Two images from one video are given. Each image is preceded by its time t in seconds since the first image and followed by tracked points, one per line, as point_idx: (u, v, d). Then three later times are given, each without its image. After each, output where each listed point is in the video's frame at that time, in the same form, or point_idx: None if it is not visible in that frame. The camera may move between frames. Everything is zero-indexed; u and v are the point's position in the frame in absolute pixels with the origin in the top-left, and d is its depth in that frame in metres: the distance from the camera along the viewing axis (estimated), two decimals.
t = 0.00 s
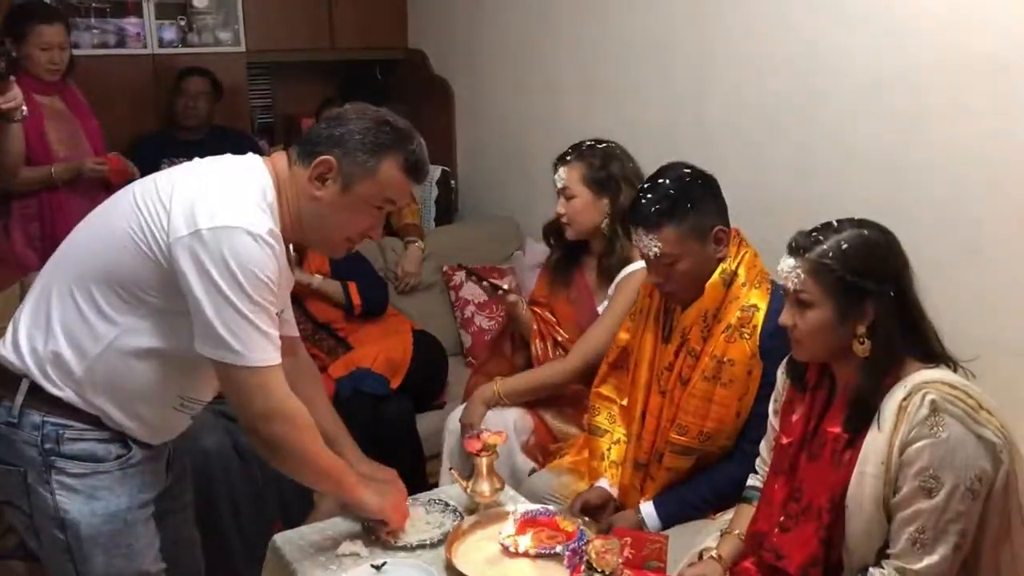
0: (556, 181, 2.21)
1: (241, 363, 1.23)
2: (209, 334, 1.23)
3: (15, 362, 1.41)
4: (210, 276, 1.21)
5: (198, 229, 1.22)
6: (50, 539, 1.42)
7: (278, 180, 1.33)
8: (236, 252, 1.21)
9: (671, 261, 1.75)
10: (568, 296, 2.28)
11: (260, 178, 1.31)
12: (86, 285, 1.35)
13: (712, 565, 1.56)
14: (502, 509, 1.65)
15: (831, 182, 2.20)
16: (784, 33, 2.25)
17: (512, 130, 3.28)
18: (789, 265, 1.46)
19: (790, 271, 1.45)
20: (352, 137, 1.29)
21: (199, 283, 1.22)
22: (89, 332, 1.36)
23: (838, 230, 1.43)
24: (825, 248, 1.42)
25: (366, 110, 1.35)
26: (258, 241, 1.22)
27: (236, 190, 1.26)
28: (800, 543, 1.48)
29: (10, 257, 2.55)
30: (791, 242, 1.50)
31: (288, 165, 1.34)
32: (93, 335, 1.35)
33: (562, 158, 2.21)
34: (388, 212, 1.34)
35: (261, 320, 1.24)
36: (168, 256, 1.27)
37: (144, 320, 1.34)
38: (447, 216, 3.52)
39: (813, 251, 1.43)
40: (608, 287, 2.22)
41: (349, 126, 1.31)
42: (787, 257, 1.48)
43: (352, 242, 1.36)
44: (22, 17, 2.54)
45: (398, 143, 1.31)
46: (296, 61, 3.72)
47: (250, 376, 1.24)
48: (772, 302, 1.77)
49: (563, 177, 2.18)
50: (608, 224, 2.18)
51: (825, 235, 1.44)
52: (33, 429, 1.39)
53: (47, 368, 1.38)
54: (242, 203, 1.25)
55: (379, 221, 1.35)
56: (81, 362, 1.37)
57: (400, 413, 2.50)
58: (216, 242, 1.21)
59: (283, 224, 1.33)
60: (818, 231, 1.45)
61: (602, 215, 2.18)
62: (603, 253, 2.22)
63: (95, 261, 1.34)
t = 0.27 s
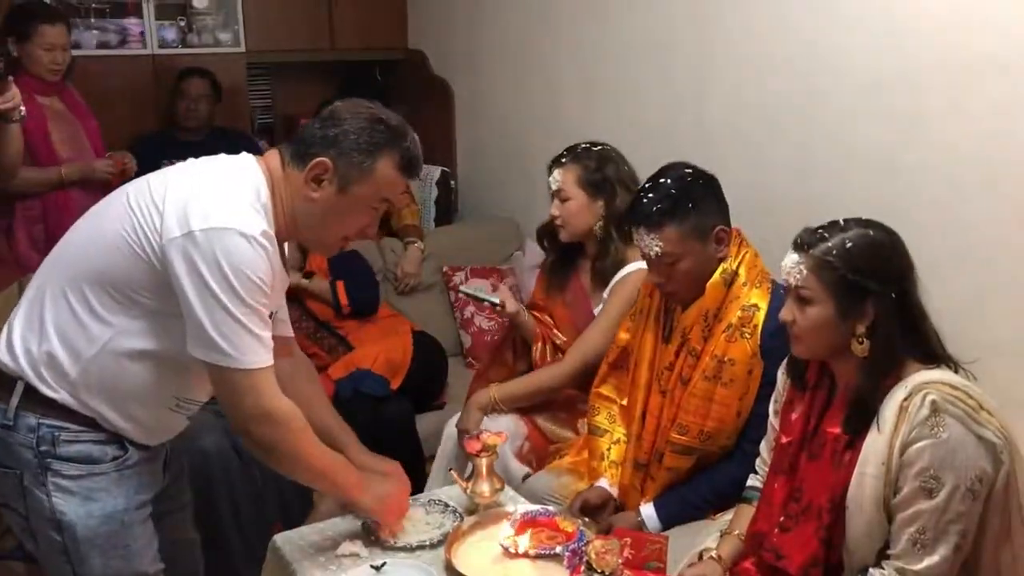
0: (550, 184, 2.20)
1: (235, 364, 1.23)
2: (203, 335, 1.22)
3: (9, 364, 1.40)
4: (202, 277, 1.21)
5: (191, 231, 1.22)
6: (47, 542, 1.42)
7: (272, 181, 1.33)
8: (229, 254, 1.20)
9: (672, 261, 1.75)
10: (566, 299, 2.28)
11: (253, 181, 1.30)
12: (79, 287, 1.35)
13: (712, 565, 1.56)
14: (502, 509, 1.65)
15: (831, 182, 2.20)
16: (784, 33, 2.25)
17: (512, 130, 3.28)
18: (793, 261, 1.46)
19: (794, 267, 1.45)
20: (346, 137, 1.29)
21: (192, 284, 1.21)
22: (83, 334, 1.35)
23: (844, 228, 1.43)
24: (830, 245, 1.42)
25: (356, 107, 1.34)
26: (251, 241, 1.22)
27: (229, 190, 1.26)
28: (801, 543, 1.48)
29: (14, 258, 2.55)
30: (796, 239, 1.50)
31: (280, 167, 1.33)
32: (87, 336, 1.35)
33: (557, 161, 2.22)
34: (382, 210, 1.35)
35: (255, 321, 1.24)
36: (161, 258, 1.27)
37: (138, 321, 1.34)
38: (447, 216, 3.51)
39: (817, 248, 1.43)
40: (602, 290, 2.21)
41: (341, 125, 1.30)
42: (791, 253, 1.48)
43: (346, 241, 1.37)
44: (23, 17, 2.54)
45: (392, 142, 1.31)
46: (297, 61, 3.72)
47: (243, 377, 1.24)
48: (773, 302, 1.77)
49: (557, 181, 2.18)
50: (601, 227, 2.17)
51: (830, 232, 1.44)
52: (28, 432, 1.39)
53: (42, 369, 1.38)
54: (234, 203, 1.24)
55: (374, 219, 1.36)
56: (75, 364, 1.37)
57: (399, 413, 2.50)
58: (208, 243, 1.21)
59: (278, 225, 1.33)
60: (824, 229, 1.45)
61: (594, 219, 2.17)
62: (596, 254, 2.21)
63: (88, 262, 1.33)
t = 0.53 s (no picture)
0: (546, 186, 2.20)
1: (228, 365, 1.23)
2: (196, 337, 1.22)
3: (9, 366, 1.40)
4: (196, 278, 1.21)
5: (184, 230, 1.21)
6: (61, 539, 1.42)
7: (268, 176, 1.32)
8: (224, 254, 1.20)
9: (672, 261, 1.75)
10: (562, 301, 2.27)
11: (249, 180, 1.29)
12: (79, 287, 1.35)
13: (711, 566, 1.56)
14: (502, 510, 1.65)
15: (831, 184, 2.20)
16: (784, 34, 2.25)
17: (512, 131, 3.28)
18: (793, 262, 1.46)
19: (794, 268, 1.45)
20: (339, 125, 1.27)
21: (186, 285, 1.21)
22: (83, 336, 1.35)
23: (844, 230, 1.43)
24: (829, 247, 1.42)
25: (345, 94, 1.32)
26: (245, 242, 1.21)
27: (225, 189, 1.26)
28: (802, 543, 1.48)
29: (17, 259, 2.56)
30: (796, 241, 1.50)
31: (275, 163, 1.32)
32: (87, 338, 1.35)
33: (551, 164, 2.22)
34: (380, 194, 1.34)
35: (244, 322, 1.23)
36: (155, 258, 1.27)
37: (133, 322, 1.34)
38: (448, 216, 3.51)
39: (817, 250, 1.43)
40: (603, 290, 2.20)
41: (334, 114, 1.28)
42: (791, 255, 1.48)
43: (346, 229, 1.36)
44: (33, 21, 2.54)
45: (385, 127, 1.30)
46: (297, 61, 3.72)
47: (237, 378, 1.24)
48: (773, 303, 1.77)
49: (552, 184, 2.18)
50: (599, 228, 2.18)
51: (830, 234, 1.44)
52: (31, 432, 1.39)
53: (43, 372, 1.38)
54: (226, 201, 1.24)
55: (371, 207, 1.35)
56: (76, 367, 1.37)
57: (399, 414, 2.50)
58: (202, 243, 1.21)
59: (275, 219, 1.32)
60: (824, 231, 1.46)
61: (592, 219, 2.18)
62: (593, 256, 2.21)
63: (87, 263, 1.33)
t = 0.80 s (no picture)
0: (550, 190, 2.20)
1: (224, 359, 1.23)
2: (192, 331, 1.23)
3: (22, 370, 1.40)
4: (191, 273, 1.20)
5: (178, 225, 1.21)
6: (88, 537, 1.43)
7: (269, 161, 1.32)
8: (218, 248, 1.20)
9: (674, 265, 1.74)
10: (567, 303, 2.27)
11: (247, 170, 1.29)
12: (84, 283, 1.34)
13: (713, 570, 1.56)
14: (504, 512, 1.65)
15: (834, 189, 2.20)
16: (789, 39, 2.26)
17: (516, 133, 3.28)
18: (795, 269, 1.46)
19: (796, 276, 1.45)
20: (333, 104, 1.26)
21: (182, 279, 1.21)
22: (89, 334, 1.35)
23: (846, 237, 1.43)
24: (830, 254, 1.42)
25: (338, 69, 1.30)
26: (240, 235, 1.21)
27: (223, 180, 1.25)
28: (804, 549, 1.48)
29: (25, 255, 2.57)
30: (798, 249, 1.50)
31: (273, 147, 1.32)
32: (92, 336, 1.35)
33: (554, 167, 2.22)
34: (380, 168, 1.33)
35: (239, 315, 1.23)
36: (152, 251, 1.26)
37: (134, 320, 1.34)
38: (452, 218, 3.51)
39: (819, 257, 1.43)
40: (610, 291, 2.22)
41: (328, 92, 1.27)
42: (794, 262, 1.48)
43: (349, 207, 1.35)
44: (57, 17, 2.62)
45: (381, 102, 1.28)
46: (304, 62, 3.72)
47: (236, 373, 1.25)
48: (775, 308, 1.77)
49: (556, 187, 2.18)
50: (605, 230, 2.19)
51: (832, 241, 1.44)
52: (50, 435, 1.39)
53: (55, 373, 1.38)
54: (221, 193, 1.23)
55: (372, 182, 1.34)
56: (85, 367, 1.37)
57: (402, 414, 2.50)
58: (197, 238, 1.20)
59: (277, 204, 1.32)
60: (826, 237, 1.46)
61: (598, 222, 2.18)
62: (599, 258, 2.23)
63: (89, 259, 1.33)
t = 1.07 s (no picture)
0: (569, 199, 2.21)
1: (237, 362, 1.21)
2: (205, 334, 1.21)
3: (62, 384, 1.41)
4: (201, 275, 1.18)
5: (184, 227, 1.19)
6: (128, 548, 1.43)
7: (285, 148, 1.27)
8: (226, 249, 1.17)
9: (690, 268, 1.77)
10: (581, 310, 2.28)
11: (263, 166, 1.25)
12: (108, 293, 1.35)
13: None
14: (516, 520, 1.65)
15: (848, 203, 2.22)
16: (804, 52, 2.27)
17: (529, 140, 3.29)
18: (810, 283, 1.46)
19: (811, 290, 1.46)
20: (355, 86, 1.21)
21: (193, 281, 1.19)
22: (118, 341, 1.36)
23: (860, 251, 1.44)
24: (845, 268, 1.42)
25: (350, 47, 1.25)
26: (250, 234, 1.18)
27: (233, 174, 1.22)
28: (816, 562, 1.48)
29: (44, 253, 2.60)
30: (812, 262, 1.50)
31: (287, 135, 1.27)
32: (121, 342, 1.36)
33: (575, 172, 2.23)
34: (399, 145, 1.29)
35: (250, 317, 1.20)
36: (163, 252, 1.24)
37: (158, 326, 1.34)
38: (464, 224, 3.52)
39: (833, 271, 1.43)
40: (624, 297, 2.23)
41: (350, 74, 1.22)
42: (809, 275, 1.48)
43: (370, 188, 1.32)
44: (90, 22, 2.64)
45: (401, 81, 1.24)
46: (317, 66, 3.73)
47: (248, 374, 1.22)
48: (789, 320, 1.77)
49: (578, 195, 2.19)
50: (624, 236, 2.21)
51: (847, 255, 1.44)
52: (95, 444, 1.40)
53: (92, 382, 1.39)
54: (230, 191, 1.20)
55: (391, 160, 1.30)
56: (117, 374, 1.38)
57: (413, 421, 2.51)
58: (206, 239, 1.17)
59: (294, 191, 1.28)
60: (840, 251, 1.46)
61: (618, 229, 2.20)
62: (616, 264, 2.24)
63: (113, 265, 1.33)
